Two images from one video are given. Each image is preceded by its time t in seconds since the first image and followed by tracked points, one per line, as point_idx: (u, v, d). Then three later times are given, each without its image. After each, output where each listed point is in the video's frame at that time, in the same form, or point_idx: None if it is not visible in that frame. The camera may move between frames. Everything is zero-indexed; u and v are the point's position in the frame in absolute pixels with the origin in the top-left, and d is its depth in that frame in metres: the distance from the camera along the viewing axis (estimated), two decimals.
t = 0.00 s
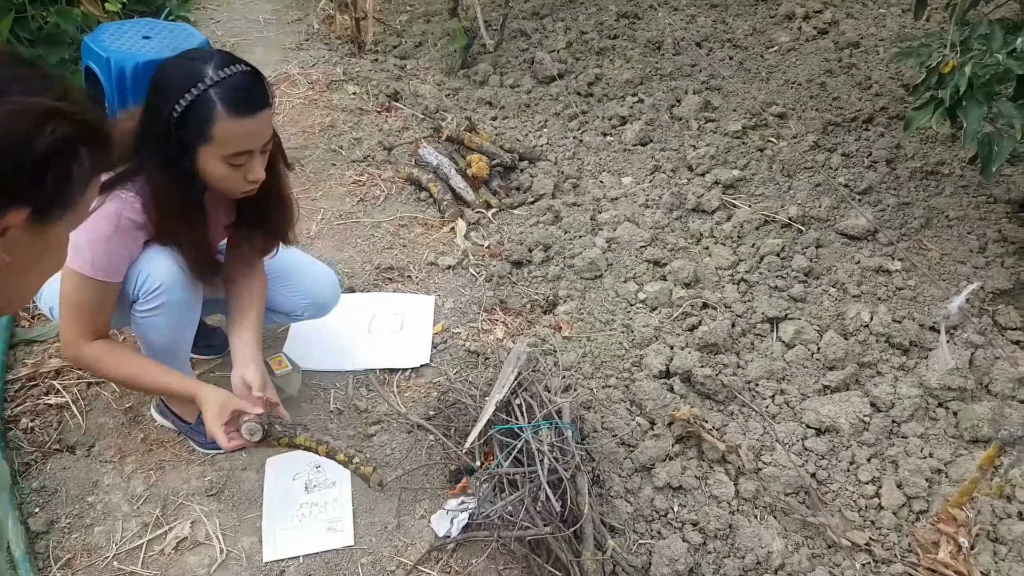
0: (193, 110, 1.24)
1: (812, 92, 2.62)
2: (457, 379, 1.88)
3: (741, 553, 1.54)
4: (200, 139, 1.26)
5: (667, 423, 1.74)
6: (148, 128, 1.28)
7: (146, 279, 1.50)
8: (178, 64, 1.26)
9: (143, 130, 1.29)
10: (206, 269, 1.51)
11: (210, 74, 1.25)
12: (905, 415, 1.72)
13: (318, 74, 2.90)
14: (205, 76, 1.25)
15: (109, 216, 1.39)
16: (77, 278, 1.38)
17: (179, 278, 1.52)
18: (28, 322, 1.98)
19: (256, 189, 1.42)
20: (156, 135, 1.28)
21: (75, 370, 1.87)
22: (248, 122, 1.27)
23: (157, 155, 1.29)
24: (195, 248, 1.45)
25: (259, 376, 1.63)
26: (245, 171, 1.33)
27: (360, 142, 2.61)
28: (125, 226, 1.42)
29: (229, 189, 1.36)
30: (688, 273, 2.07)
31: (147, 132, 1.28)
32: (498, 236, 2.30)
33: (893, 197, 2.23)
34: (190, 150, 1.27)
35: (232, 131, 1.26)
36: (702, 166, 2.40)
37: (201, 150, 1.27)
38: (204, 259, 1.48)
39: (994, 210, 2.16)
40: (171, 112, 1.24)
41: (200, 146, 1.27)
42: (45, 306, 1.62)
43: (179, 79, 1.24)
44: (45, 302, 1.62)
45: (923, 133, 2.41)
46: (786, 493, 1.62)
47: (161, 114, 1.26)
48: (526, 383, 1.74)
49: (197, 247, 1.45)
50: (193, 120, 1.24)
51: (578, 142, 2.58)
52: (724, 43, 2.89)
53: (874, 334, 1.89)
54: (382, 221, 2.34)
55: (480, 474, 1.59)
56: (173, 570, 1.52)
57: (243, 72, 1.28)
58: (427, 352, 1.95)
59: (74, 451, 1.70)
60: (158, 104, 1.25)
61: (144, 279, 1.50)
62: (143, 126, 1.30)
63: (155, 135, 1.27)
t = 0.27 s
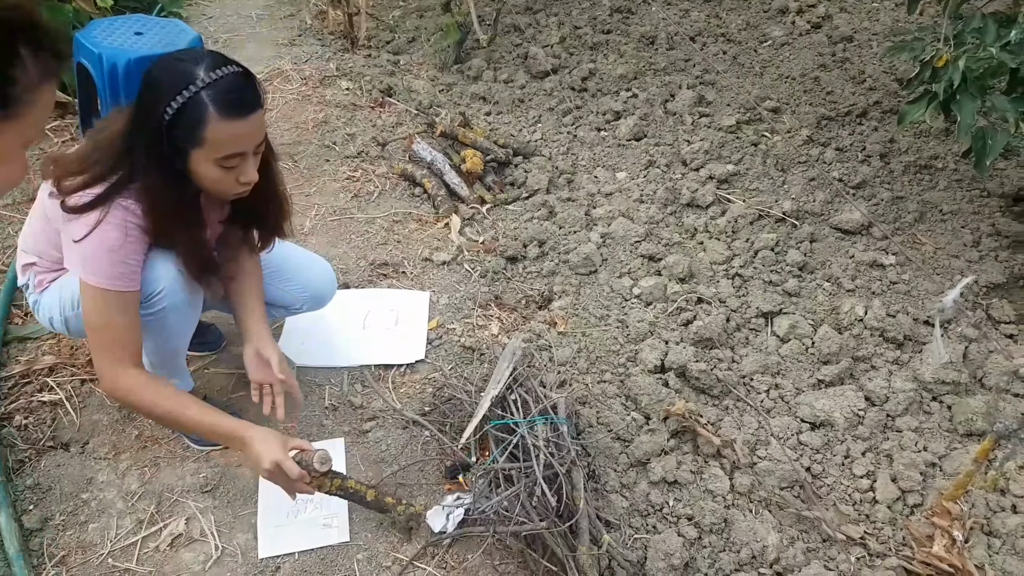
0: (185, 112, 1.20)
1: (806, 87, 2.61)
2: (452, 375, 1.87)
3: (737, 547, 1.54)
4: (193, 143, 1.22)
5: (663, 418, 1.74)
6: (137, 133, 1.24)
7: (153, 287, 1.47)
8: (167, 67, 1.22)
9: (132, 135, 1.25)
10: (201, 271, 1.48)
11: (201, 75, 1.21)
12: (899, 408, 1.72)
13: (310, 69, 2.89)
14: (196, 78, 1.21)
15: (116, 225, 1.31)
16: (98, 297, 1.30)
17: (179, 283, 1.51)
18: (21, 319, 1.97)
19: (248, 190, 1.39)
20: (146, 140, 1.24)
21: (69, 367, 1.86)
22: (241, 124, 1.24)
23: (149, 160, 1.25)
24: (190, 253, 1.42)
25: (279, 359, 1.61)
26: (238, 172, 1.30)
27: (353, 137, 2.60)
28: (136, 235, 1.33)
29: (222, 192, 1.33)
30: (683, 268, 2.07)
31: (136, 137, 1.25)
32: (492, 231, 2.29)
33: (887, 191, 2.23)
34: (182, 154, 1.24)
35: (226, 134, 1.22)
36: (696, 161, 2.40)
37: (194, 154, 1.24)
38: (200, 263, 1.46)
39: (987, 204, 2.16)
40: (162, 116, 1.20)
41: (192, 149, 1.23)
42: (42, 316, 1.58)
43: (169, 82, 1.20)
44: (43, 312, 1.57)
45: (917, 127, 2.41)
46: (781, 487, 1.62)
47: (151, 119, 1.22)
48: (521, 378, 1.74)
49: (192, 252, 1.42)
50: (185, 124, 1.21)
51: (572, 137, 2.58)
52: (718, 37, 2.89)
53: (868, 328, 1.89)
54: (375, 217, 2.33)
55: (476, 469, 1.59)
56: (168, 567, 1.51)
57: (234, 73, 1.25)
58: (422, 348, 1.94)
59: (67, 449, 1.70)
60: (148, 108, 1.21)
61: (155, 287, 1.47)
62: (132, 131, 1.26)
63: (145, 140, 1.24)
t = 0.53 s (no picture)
0: (193, 108, 1.19)
1: (810, 85, 2.60)
2: (452, 369, 1.86)
3: (736, 545, 1.53)
4: (201, 138, 1.21)
5: (663, 415, 1.73)
6: (144, 129, 1.23)
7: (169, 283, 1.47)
8: (173, 61, 1.20)
9: (139, 131, 1.24)
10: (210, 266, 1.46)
11: (209, 70, 1.20)
12: (901, 409, 1.71)
13: (312, 62, 2.87)
14: (204, 73, 1.19)
15: (136, 225, 1.30)
16: (130, 295, 1.29)
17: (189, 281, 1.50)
18: (25, 308, 1.96)
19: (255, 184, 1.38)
20: (154, 137, 1.22)
21: (72, 357, 1.85)
22: (249, 119, 1.23)
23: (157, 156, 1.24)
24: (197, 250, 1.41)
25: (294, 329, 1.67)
26: (246, 167, 1.29)
27: (355, 131, 2.59)
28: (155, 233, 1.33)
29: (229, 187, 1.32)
30: (685, 266, 2.06)
31: (144, 133, 1.23)
32: (493, 227, 2.28)
33: (891, 190, 2.22)
34: (190, 150, 1.23)
35: (235, 128, 1.21)
36: (699, 158, 2.39)
37: (203, 149, 1.23)
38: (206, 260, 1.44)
39: (991, 204, 2.15)
40: (170, 112, 1.19)
41: (202, 145, 1.22)
42: (51, 316, 1.59)
43: (176, 77, 1.19)
44: (51, 312, 1.58)
45: (921, 126, 2.40)
46: (781, 486, 1.61)
47: (159, 115, 1.20)
48: (521, 373, 1.73)
49: (199, 249, 1.41)
50: (195, 119, 1.19)
51: (574, 132, 2.57)
52: (721, 34, 2.87)
53: (870, 327, 1.88)
54: (376, 211, 2.32)
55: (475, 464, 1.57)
56: (170, 557, 1.50)
57: (241, 67, 1.23)
58: (423, 342, 1.93)
59: (70, 437, 1.69)
60: (155, 104, 1.20)
61: (172, 282, 1.48)
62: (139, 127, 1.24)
63: (154, 136, 1.22)
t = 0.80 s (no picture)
0: (203, 105, 1.19)
1: (815, 85, 2.59)
2: (456, 367, 1.87)
3: (740, 544, 1.53)
4: (211, 136, 1.22)
5: (666, 414, 1.73)
6: (155, 127, 1.23)
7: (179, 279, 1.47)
8: (183, 59, 1.21)
9: (149, 129, 1.24)
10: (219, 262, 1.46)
11: (218, 67, 1.20)
12: (905, 410, 1.71)
13: (318, 59, 2.87)
14: (213, 70, 1.20)
15: (147, 223, 1.30)
16: (141, 294, 1.29)
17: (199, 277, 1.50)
18: (31, 303, 1.96)
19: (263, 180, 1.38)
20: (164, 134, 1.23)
21: (77, 352, 1.85)
22: (258, 116, 1.23)
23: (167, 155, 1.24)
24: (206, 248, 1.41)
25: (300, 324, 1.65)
26: (255, 163, 1.29)
27: (360, 128, 2.59)
28: (164, 231, 1.33)
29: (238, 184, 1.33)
30: (689, 265, 2.06)
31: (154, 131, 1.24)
32: (497, 225, 2.28)
33: (896, 190, 2.22)
34: (200, 147, 1.23)
35: (245, 125, 1.22)
36: (704, 157, 2.39)
37: (213, 146, 1.23)
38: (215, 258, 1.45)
39: (997, 205, 2.14)
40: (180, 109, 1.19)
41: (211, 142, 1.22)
42: (58, 314, 1.59)
43: (186, 75, 1.19)
44: (57, 310, 1.58)
45: (927, 127, 2.39)
46: (785, 485, 1.61)
47: (170, 113, 1.21)
48: (525, 371, 1.73)
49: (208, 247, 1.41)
50: (205, 117, 1.20)
51: (579, 131, 2.56)
52: (727, 34, 2.87)
53: (875, 328, 1.88)
54: (381, 209, 2.32)
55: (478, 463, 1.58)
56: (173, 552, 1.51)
57: (250, 64, 1.23)
58: (427, 339, 1.94)
59: (74, 433, 1.69)
60: (165, 102, 1.20)
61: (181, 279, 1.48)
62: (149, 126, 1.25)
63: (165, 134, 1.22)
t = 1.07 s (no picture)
0: (205, 106, 1.21)
1: (816, 82, 2.60)
2: (458, 365, 1.87)
3: (741, 541, 1.54)
4: (214, 136, 1.23)
5: (667, 412, 1.74)
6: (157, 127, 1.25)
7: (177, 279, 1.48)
8: (186, 60, 1.22)
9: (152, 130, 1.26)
10: (220, 263, 1.47)
11: (221, 68, 1.21)
12: (905, 406, 1.72)
13: (319, 57, 2.88)
14: (216, 71, 1.21)
15: (144, 225, 1.31)
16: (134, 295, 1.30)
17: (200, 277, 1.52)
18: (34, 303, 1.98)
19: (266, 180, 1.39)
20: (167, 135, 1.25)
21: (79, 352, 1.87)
22: (260, 117, 1.24)
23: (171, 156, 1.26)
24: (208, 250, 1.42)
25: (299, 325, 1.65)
26: (257, 164, 1.31)
27: (361, 126, 2.60)
28: (162, 232, 1.34)
29: (241, 184, 1.35)
30: (690, 262, 2.07)
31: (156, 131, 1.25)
32: (499, 223, 2.29)
33: (896, 188, 2.22)
34: (203, 147, 1.25)
35: (246, 126, 1.23)
36: (705, 155, 2.39)
37: (215, 146, 1.25)
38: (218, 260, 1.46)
39: (997, 202, 2.15)
40: (182, 110, 1.21)
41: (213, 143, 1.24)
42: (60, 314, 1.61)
43: (188, 76, 1.21)
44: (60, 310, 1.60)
45: (927, 124, 2.39)
46: (786, 482, 1.62)
47: (172, 114, 1.22)
48: (527, 369, 1.74)
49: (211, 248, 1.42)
50: (207, 118, 1.21)
51: (580, 129, 2.57)
52: (728, 31, 2.87)
53: (875, 325, 1.89)
54: (382, 207, 2.33)
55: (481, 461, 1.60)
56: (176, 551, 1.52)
57: (253, 64, 1.24)
58: (429, 338, 1.94)
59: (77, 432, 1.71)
60: (167, 104, 1.22)
61: (180, 279, 1.48)
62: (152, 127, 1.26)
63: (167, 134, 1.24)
